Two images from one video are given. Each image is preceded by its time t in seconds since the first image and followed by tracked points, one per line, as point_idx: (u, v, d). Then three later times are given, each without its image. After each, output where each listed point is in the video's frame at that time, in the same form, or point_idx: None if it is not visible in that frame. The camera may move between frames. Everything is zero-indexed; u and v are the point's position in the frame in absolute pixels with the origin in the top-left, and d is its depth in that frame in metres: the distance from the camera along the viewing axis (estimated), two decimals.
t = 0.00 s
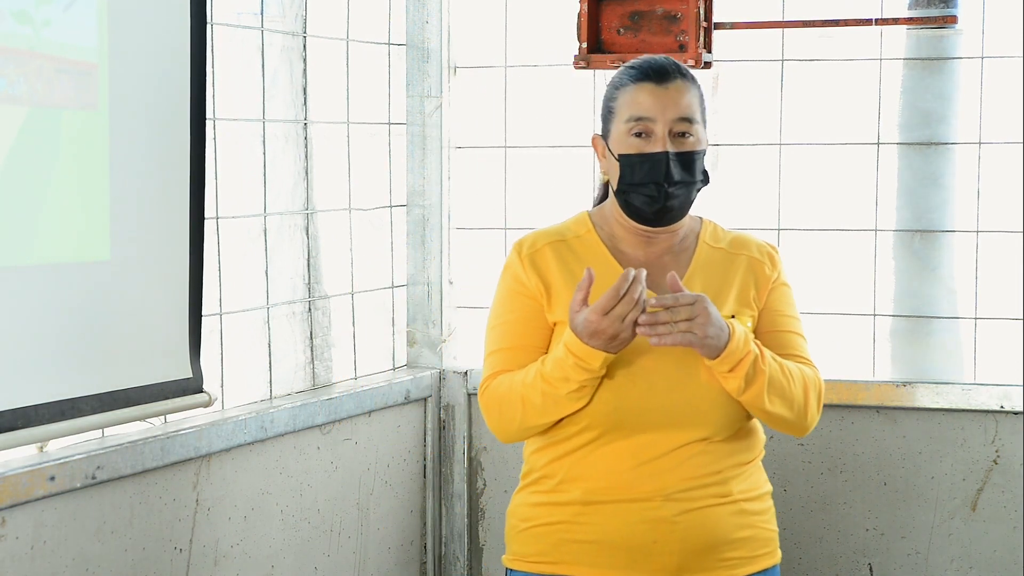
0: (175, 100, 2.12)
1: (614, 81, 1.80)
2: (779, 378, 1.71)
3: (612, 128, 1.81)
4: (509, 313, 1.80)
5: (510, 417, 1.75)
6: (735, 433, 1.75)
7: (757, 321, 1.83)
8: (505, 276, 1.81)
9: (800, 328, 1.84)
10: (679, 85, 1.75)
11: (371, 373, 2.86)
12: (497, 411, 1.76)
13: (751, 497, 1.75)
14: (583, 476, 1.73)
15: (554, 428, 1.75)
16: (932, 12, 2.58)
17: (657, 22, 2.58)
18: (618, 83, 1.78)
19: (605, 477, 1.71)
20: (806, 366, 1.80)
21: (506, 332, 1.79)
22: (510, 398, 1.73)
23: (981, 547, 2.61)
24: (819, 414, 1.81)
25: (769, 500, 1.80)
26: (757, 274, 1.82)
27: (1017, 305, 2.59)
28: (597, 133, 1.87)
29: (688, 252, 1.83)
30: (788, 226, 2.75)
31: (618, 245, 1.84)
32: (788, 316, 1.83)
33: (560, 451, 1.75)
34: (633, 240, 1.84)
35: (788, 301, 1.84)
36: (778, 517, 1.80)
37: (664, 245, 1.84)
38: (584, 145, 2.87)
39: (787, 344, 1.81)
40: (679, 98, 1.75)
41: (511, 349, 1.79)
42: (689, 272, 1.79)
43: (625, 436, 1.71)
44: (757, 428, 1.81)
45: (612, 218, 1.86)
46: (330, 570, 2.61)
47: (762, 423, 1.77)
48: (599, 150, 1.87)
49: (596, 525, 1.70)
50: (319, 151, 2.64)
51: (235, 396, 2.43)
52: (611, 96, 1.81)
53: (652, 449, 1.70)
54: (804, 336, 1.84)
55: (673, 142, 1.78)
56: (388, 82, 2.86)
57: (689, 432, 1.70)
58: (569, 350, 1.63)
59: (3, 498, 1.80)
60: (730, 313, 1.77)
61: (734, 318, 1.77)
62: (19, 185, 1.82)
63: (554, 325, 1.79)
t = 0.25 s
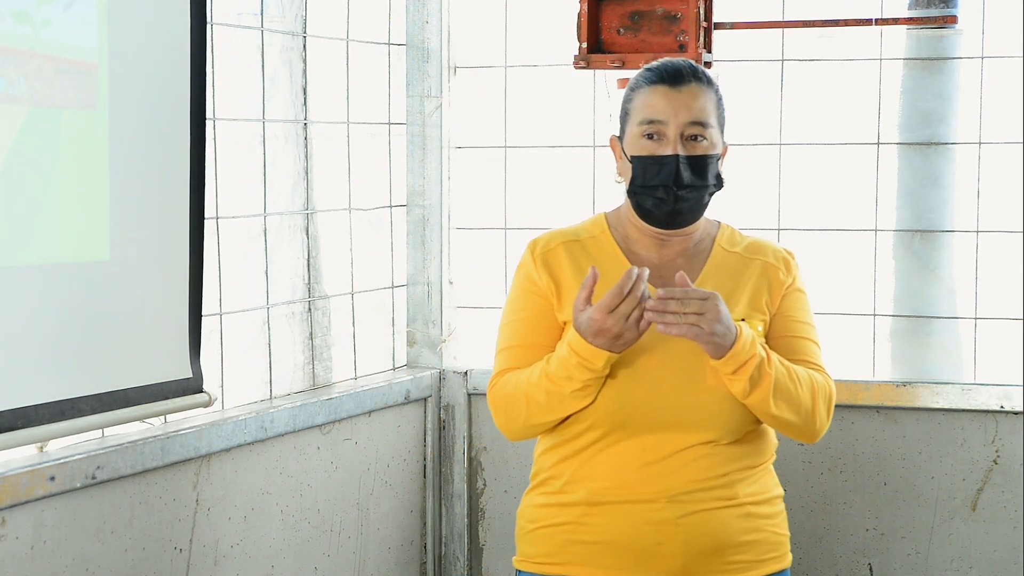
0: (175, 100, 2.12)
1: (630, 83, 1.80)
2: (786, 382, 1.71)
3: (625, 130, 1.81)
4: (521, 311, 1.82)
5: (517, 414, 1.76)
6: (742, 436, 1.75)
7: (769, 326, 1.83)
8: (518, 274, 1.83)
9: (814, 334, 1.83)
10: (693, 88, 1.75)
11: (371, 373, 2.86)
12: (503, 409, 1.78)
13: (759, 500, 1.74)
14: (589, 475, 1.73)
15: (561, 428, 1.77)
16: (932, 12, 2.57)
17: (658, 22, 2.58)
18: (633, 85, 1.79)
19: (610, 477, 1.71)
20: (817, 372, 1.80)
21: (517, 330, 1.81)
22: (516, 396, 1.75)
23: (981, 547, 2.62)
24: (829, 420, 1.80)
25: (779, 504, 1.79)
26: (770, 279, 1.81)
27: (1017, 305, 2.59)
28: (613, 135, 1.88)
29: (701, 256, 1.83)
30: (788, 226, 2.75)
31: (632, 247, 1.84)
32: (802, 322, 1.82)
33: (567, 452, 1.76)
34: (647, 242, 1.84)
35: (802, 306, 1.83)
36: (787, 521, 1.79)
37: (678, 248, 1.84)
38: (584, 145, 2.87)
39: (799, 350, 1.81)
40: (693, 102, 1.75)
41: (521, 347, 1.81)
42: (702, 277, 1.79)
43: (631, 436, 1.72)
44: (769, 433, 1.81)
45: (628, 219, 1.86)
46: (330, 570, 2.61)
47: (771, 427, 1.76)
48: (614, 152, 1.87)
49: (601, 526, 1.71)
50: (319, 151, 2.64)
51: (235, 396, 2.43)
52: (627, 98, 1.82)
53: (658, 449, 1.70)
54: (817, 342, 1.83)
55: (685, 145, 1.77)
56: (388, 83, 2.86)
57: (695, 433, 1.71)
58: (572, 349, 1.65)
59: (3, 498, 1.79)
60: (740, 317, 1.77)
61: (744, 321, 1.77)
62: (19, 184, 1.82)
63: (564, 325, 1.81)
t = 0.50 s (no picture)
0: (175, 100, 2.12)
1: (644, 81, 1.82)
2: (788, 384, 1.70)
3: (637, 128, 1.82)
4: (529, 308, 1.83)
5: (520, 410, 1.78)
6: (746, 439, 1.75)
7: (777, 328, 1.82)
8: (527, 271, 1.84)
9: (823, 337, 1.82)
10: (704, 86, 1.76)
11: (371, 372, 2.86)
12: (508, 404, 1.79)
13: (762, 504, 1.74)
14: (590, 474, 1.74)
15: (565, 425, 1.78)
16: (932, 12, 2.57)
17: (657, 22, 2.58)
18: (646, 83, 1.80)
19: (611, 476, 1.72)
20: (823, 375, 1.79)
21: (524, 326, 1.83)
22: (521, 392, 1.77)
23: (981, 547, 2.62)
24: (835, 424, 1.79)
25: (783, 508, 1.79)
26: (779, 280, 1.81)
27: (1017, 305, 2.59)
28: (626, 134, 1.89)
29: (711, 257, 1.83)
30: (788, 226, 2.75)
31: (642, 246, 1.85)
32: (810, 324, 1.82)
33: (570, 449, 1.77)
34: (657, 242, 1.85)
35: (811, 309, 1.82)
36: (790, 526, 1.79)
37: (687, 249, 1.84)
38: (584, 145, 2.87)
39: (806, 352, 1.80)
40: (703, 100, 1.76)
41: (527, 344, 1.82)
42: (710, 278, 1.79)
43: (634, 435, 1.72)
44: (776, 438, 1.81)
45: (639, 219, 1.87)
46: (330, 570, 2.61)
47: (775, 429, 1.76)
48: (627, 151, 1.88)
49: (601, 524, 1.71)
50: (319, 151, 2.64)
51: (235, 396, 2.43)
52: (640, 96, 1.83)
53: (659, 449, 1.71)
54: (826, 345, 1.82)
55: (695, 143, 1.79)
56: (388, 83, 2.86)
57: (698, 434, 1.71)
58: (579, 347, 1.66)
59: (3, 498, 1.80)
60: (746, 319, 1.77)
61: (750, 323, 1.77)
62: (19, 184, 1.82)
63: (571, 322, 1.82)
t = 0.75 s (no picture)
0: (175, 100, 2.12)
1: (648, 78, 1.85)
2: (784, 384, 1.70)
3: (639, 124, 1.85)
4: (532, 302, 1.84)
5: (520, 404, 1.79)
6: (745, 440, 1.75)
7: (778, 328, 1.82)
8: (531, 266, 1.86)
9: (824, 337, 1.82)
10: (703, 84, 1.78)
11: (371, 372, 2.86)
12: (508, 398, 1.80)
13: (760, 506, 1.74)
14: (589, 471, 1.75)
15: (565, 421, 1.78)
16: (932, 12, 2.57)
17: (657, 22, 2.58)
18: (649, 80, 1.83)
19: (609, 473, 1.72)
20: (823, 376, 1.78)
21: (526, 321, 1.84)
22: (520, 386, 1.78)
23: (981, 547, 2.62)
24: (834, 425, 1.78)
25: (783, 512, 1.79)
26: (781, 280, 1.81)
27: (1017, 305, 2.59)
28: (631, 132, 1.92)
29: (714, 256, 1.83)
30: (788, 226, 2.76)
31: (646, 243, 1.86)
32: (812, 324, 1.81)
33: (569, 446, 1.77)
34: (660, 240, 1.86)
35: (814, 308, 1.82)
36: (789, 529, 1.79)
37: (691, 247, 1.85)
38: (584, 145, 2.87)
39: (807, 352, 1.80)
40: (702, 97, 1.78)
41: (530, 338, 1.83)
42: (712, 276, 1.80)
43: (632, 432, 1.73)
44: (776, 439, 1.81)
45: (644, 217, 1.88)
46: (330, 570, 2.62)
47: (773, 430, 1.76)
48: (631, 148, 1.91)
49: (598, 522, 1.72)
50: (319, 151, 2.64)
51: (236, 396, 2.43)
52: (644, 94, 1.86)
53: (658, 447, 1.71)
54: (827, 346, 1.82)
55: (692, 140, 1.80)
56: (388, 83, 2.86)
57: (697, 433, 1.71)
58: (579, 342, 1.67)
59: (3, 498, 1.80)
60: (746, 318, 1.77)
61: (750, 322, 1.77)
62: (19, 184, 1.82)
63: (572, 318, 1.83)
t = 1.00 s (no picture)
0: (175, 100, 2.12)
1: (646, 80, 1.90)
2: (774, 385, 1.72)
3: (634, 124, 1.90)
4: (527, 302, 1.89)
5: (512, 404, 1.83)
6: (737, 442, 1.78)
7: (772, 329, 1.85)
8: (528, 266, 1.90)
9: (819, 340, 1.84)
10: (696, 85, 1.82)
11: (371, 372, 2.86)
12: (500, 398, 1.85)
13: (753, 508, 1.77)
14: (582, 472, 1.79)
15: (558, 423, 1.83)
16: (932, 12, 2.56)
17: (657, 22, 2.58)
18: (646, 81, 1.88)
19: (601, 475, 1.76)
20: (815, 378, 1.81)
21: (521, 321, 1.88)
22: (511, 384, 1.82)
23: (981, 547, 2.62)
24: (826, 427, 1.80)
25: (777, 514, 1.81)
26: (776, 281, 1.84)
27: (1017, 305, 2.59)
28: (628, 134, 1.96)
29: (708, 257, 1.86)
30: (788, 226, 2.76)
31: (641, 244, 1.89)
32: (807, 326, 1.83)
33: (562, 448, 1.82)
34: (655, 241, 1.89)
35: (809, 310, 1.84)
36: (784, 531, 1.81)
37: (685, 249, 1.88)
38: (584, 145, 2.87)
39: (801, 354, 1.82)
40: (694, 98, 1.82)
41: (525, 337, 1.88)
42: (705, 276, 1.83)
43: (624, 434, 1.77)
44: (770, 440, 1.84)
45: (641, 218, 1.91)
46: (330, 570, 2.61)
47: (765, 431, 1.78)
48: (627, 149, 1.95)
49: (591, 523, 1.75)
50: (319, 151, 2.64)
51: (236, 396, 2.43)
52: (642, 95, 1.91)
53: (649, 449, 1.75)
54: (822, 347, 1.84)
55: (682, 140, 1.84)
56: (388, 83, 2.86)
57: (688, 435, 1.75)
58: (568, 340, 1.72)
59: (3, 498, 1.80)
60: (739, 319, 1.80)
61: (743, 323, 1.80)
62: (19, 183, 1.82)
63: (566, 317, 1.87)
